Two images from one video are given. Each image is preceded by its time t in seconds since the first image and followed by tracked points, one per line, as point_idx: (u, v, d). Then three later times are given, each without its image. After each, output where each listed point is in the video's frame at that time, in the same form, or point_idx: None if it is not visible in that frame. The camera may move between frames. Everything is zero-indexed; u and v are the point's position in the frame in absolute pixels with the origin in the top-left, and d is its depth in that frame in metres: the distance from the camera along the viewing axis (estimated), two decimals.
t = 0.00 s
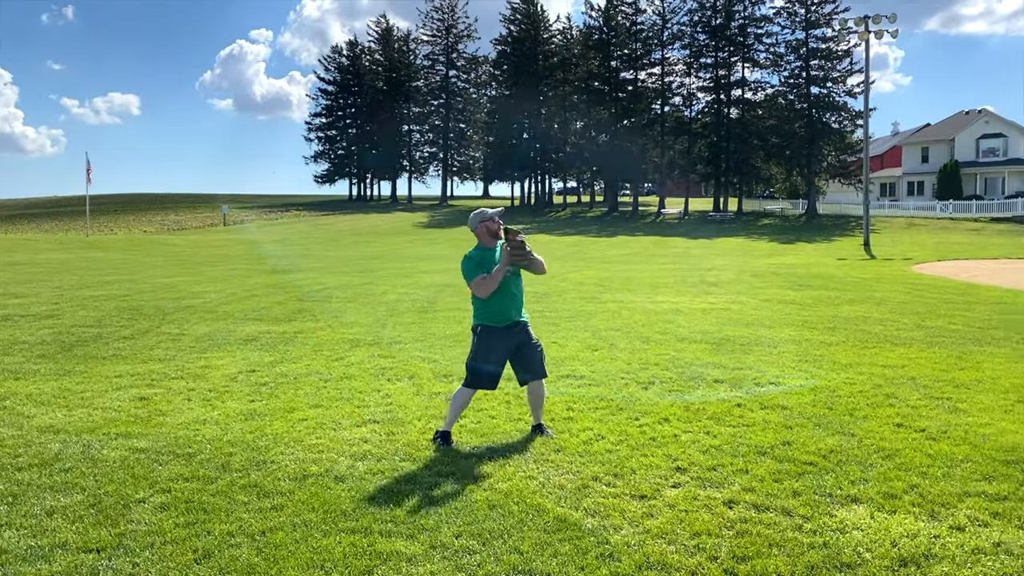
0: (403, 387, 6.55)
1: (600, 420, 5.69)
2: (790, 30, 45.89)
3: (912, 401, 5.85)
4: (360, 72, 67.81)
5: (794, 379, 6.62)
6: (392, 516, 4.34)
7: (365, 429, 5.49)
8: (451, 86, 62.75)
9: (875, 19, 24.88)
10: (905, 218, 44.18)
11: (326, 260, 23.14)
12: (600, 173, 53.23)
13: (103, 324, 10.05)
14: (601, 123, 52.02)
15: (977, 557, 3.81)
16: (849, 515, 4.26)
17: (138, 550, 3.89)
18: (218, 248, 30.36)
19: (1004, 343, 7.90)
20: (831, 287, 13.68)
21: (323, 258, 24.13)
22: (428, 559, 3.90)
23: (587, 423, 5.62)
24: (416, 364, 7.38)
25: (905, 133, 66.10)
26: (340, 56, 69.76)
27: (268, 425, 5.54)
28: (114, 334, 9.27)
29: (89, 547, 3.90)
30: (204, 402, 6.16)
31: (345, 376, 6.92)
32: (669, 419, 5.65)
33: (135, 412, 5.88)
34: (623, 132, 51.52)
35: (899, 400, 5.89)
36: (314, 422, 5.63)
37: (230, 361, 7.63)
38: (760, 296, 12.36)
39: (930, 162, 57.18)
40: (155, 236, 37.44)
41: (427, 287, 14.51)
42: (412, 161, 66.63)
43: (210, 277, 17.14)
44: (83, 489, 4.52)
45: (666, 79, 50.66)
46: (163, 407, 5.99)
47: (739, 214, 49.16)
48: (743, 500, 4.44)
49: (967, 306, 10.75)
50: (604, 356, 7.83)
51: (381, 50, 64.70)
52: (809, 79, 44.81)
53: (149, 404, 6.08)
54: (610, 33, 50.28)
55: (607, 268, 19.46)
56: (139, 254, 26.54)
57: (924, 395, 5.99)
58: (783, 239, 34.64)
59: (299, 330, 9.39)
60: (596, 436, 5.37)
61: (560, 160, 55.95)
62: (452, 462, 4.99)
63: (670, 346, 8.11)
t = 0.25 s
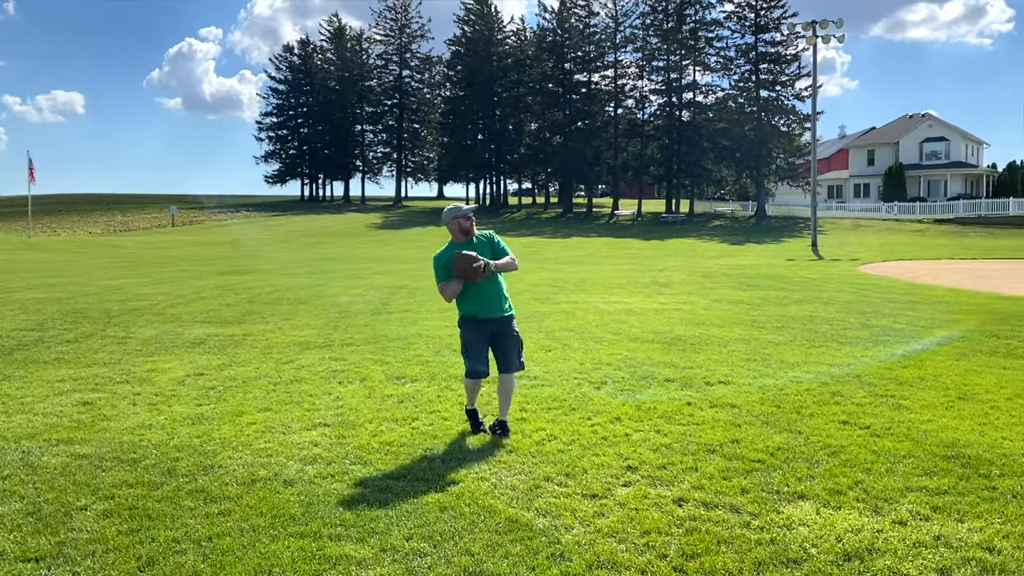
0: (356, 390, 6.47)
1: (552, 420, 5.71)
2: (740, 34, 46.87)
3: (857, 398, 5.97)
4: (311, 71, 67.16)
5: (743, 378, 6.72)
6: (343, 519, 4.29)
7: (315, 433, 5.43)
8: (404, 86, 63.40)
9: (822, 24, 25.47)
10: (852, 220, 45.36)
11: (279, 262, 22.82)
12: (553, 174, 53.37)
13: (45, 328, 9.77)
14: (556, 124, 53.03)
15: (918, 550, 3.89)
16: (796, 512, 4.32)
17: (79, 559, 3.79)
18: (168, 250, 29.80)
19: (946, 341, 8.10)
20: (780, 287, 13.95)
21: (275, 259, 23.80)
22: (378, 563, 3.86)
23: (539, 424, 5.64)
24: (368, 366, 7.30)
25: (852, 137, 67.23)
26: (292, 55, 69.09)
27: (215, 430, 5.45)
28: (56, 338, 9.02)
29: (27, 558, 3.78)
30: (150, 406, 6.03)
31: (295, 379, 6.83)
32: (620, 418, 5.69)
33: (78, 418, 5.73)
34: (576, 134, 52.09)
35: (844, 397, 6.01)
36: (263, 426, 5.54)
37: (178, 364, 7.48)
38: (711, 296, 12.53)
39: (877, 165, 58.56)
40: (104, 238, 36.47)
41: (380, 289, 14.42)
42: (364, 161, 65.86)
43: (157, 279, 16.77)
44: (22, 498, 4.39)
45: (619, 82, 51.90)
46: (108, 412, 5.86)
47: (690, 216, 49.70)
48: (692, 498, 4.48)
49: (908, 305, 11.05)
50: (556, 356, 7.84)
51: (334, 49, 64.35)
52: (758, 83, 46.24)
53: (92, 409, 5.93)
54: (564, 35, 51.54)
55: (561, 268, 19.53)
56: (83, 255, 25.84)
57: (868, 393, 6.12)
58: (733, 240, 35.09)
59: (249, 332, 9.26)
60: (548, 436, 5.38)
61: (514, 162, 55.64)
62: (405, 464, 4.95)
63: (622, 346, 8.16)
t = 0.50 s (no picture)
0: (310, 393, 6.42)
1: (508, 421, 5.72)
2: (694, 37, 47.49)
3: (806, 396, 6.08)
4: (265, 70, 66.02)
5: (697, 376, 6.81)
6: (295, 523, 4.24)
7: (268, 435, 5.37)
8: (360, 86, 62.45)
9: (774, 28, 25.96)
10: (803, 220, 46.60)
11: (234, 263, 22.47)
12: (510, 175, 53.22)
13: None
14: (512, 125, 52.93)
15: (863, 544, 3.98)
16: (746, 508, 4.38)
17: (21, 569, 3.69)
18: (119, 251, 29.19)
19: (893, 339, 8.30)
20: (733, 287, 14.15)
21: (230, 261, 23.44)
22: (330, 566, 3.82)
23: (494, 425, 5.65)
24: (322, 369, 7.23)
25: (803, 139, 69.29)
26: (245, 53, 67.83)
27: (165, 434, 5.36)
28: None
29: None
30: (98, 411, 5.91)
31: (248, 383, 6.74)
32: (575, 418, 5.72)
33: (22, 423, 5.60)
34: (532, 134, 52.27)
35: (794, 395, 6.12)
36: (214, 429, 5.47)
37: (127, 368, 7.36)
38: (666, 296, 12.66)
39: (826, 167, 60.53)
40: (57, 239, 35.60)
41: (335, 290, 14.31)
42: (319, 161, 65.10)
43: (105, 281, 16.41)
44: None
45: (575, 84, 52.18)
46: (53, 417, 5.73)
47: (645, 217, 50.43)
48: (645, 496, 4.52)
49: (855, 304, 11.31)
50: (512, 357, 7.86)
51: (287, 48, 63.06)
52: (711, 86, 47.34)
53: (37, 414, 5.80)
54: (521, 36, 51.72)
55: (518, 269, 19.56)
56: (30, 257, 25.16)
57: (818, 390, 6.24)
58: (688, 240, 35.52)
59: (201, 335, 9.13)
60: (504, 437, 5.40)
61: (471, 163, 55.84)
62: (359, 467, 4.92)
63: (578, 346, 8.22)
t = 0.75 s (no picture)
0: (264, 395, 6.36)
1: (463, 422, 5.74)
2: (651, 39, 47.97)
3: (758, 393, 6.18)
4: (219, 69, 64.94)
5: (653, 375, 6.88)
6: (249, 527, 4.19)
7: (220, 439, 5.31)
8: (317, 86, 62.33)
9: (728, 31, 26.42)
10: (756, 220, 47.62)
11: (189, 265, 22.13)
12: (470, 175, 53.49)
13: None
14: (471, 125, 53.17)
15: (814, 539, 4.04)
16: (700, 505, 4.43)
17: None
18: (71, 252, 28.61)
19: (845, 337, 8.46)
20: (688, 287, 14.31)
21: (184, 262, 23.07)
22: (283, 571, 3.78)
23: (450, 426, 5.65)
24: (277, 371, 7.16)
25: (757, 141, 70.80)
26: (199, 52, 66.91)
27: (114, 439, 5.27)
28: None
29: None
30: (44, 416, 5.78)
31: (201, 385, 6.65)
32: (532, 418, 5.75)
33: None
34: (492, 134, 52.56)
35: (747, 392, 6.21)
36: (166, 433, 5.40)
37: (76, 371, 7.22)
38: (623, 296, 12.74)
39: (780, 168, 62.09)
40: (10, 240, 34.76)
41: (292, 292, 14.19)
42: (275, 161, 64.72)
43: (53, 284, 16.04)
44: None
45: (533, 85, 52.39)
46: None
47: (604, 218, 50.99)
48: (601, 495, 4.55)
49: (807, 303, 11.53)
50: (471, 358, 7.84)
51: (242, 46, 62.48)
52: (668, 87, 47.38)
53: None
54: (479, 37, 52.15)
55: (477, 270, 19.57)
56: None
57: (770, 388, 6.34)
58: (646, 241, 35.93)
59: (153, 338, 8.99)
60: (460, 439, 5.39)
61: (430, 163, 55.81)
62: (314, 469, 4.87)
63: (536, 346, 8.26)
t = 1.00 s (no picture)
0: (220, 398, 6.28)
1: (423, 424, 5.72)
2: (610, 41, 48.47)
3: (715, 391, 6.26)
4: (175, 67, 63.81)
5: (612, 374, 6.94)
6: (204, 532, 4.13)
7: (175, 443, 5.24)
8: (274, 84, 60.84)
9: (686, 34, 26.89)
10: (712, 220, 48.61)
11: (143, 266, 21.77)
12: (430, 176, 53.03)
13: None
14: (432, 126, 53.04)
15: (769, 534, 4.10)
16: (657, 503, 4.47)
17: None
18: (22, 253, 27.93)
19: (800, 335, 8.62)
20: (648, 286, 14.47)
21: (138, 264, 22.69)
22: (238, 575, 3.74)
23: (409, 428, 5.63)
24: (233, 374, 7.09)
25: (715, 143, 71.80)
26: (154, 50, 65.33)
27: (65, 444, 5.17)
28: None
29: None
30: None
31: (156, 389, 6.55)
32: (492, 419, 5.76)
33: None
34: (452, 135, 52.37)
35: (704, 391, 6.29)
36: (119, 437, 5.31)
37: (24, 376, 7.06)
38: (584, 296, 12.83)
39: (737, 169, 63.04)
40: None
41: (249, 293, 14.03)
42: (231, 161, 65.37)
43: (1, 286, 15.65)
44: None
45: (493, 85, 52.61)
46: None
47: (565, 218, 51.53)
48: (559, 493, 4.57)
49: (763, 302, 11.73)
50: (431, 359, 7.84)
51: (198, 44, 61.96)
52: (627, 89, 48.59)
53: None
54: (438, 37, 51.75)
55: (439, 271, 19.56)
56: None
57: (727, 386, 6.43)
58: (606, 241, 36.34)
59: (106, 340, 8.83)
60: (419, 441, 5.38)
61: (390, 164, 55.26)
62: (271, 472, 4.83)
63: (497, 347, 8.28)
